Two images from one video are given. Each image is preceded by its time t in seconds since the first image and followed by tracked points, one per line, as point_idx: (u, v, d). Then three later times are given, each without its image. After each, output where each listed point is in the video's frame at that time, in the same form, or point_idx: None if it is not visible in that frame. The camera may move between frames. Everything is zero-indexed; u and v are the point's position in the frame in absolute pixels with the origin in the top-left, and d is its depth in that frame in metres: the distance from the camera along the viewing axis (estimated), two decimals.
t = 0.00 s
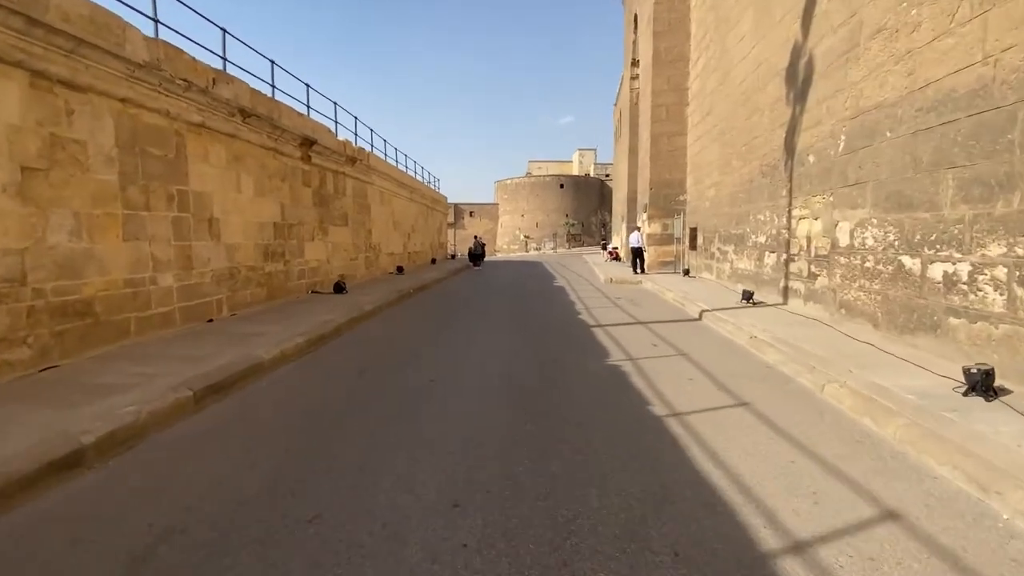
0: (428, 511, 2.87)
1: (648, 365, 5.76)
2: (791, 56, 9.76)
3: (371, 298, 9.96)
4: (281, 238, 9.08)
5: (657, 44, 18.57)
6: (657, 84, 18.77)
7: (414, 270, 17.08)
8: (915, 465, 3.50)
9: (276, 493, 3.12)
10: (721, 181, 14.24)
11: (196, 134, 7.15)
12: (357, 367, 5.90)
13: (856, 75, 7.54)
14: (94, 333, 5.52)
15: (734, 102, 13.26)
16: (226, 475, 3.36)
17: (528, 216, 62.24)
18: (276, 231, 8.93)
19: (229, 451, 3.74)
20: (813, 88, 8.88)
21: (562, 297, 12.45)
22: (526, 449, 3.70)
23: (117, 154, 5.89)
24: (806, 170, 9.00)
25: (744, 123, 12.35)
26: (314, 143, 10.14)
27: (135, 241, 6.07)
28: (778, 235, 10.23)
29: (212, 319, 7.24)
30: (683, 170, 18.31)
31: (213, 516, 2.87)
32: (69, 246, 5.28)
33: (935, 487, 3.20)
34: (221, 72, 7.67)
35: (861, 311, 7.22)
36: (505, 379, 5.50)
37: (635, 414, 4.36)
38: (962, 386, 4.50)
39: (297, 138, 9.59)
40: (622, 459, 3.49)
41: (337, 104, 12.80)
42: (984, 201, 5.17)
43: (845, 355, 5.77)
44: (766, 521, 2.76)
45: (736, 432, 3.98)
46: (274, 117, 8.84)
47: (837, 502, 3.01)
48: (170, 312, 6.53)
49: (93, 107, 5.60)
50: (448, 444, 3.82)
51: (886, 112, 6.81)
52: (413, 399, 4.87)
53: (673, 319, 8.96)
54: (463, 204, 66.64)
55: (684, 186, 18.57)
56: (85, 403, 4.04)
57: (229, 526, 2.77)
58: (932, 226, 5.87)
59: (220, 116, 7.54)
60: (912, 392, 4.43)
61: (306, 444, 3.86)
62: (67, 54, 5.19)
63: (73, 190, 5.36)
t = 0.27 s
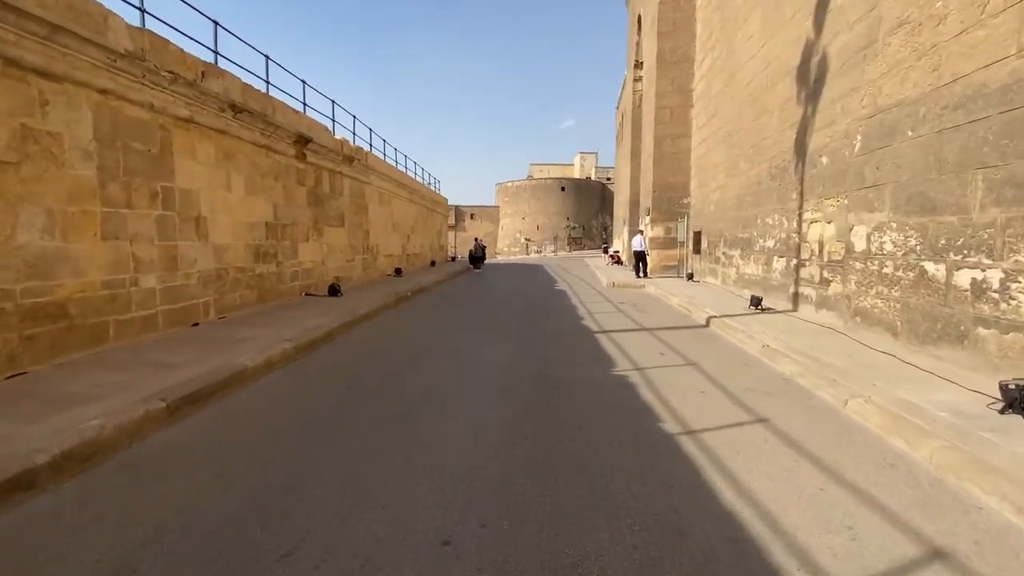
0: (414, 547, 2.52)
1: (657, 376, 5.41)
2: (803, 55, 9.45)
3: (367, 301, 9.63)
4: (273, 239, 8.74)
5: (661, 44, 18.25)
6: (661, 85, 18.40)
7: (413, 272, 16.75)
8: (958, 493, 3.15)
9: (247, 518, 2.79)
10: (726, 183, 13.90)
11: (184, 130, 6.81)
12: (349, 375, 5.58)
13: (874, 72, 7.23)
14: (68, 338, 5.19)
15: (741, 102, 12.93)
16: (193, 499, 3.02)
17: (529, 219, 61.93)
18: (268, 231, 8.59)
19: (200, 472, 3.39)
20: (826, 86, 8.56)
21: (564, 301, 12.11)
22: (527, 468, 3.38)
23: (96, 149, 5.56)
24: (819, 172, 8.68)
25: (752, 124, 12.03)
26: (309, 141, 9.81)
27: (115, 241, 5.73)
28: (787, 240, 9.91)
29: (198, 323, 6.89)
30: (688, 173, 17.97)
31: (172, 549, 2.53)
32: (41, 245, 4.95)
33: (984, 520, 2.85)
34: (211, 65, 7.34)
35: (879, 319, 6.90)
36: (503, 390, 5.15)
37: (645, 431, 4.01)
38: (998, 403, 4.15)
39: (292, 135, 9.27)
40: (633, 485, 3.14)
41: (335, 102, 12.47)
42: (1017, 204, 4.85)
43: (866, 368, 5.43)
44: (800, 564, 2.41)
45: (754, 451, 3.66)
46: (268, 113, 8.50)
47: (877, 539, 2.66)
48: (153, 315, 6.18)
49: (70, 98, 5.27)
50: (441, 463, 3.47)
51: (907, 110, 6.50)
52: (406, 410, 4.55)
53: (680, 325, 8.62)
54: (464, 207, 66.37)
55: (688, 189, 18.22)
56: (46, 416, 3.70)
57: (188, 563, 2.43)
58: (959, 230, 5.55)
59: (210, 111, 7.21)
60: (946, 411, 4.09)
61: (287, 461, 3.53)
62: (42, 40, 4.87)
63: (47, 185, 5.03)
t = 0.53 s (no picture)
0: None
1: (663, 390, 5.07)
2: (812, 56, 9.16)
3: (360, 308, 9.31)
4: (262, 242, 8.40)
5: (664, 47, 17.94)
6: (663, 88, 17.97)
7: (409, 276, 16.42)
8: (1006, 535, 2.82)
9: (208, 565, 2.45)
10: (730, 188, 13.59)
11: (170, 129, 6.43)
12: (336, 389, 5.24)
13: (891, 73, 6.96)
14: (40, 348, 4.83)
15: (746, 106, 12.60)
16: (152, 540, 2.67)
17: (528, 223, 61.66)
18: (257, 234, 8.27)
19: (165, 505, 3.04)
20: (838, 88, 8.28)
21: (563, 308, 11.79)
22: (525, 500, 3.05)
23: (73, 148, 5.20)
24: (830, 177, 8.37)
25: (756, 127, 11.75)
26: (302, 142, 9.47)
27: (92, 246, 5.36)
28: (794, 246, 9.62)
29: (182, 331, 6.53)
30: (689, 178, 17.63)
31: None
32: (10, 250, 4.60)
33: None
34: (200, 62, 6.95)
35: (895, 331, 6.61)
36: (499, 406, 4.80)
37: (654, 454, 3.67)
38: None
39: (284, 135, 8.93)
40: (644, 523, 2.80)
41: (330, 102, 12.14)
42: None
43: (886, 385, 5.12)
44: None
45: (774, 480, 3.34)
46: (259, 113, 8.14)
47: None
48: (133, 323, 5.83)
49: (45, 95, 4.92)
50: (430, 494, 3.12)
51: (927, 113, 6.23)
52: (395, 430, 4.22)
53: (684, 335, 8.30)
54: (463, 210, 66.08)
55: (689, 194, 17.86)
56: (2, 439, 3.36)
57: None
58: (985, 239, 5.29)
59: (198, 110, 6.83)
60: (981, 437, 3.78)
61: (261, 493, 3.18)
62: (17, 34, 4.53)
63: (18, 187, 4.68)
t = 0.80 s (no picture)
0: None
1: (672, 402, 4.77)
2: (821, 55, 8.91)
3: (353, 312, 8.99)
4: (251, 244, 8.08)
5: (664, 48, 17.65)
6: (663, 90, 17.63)
7: (406, 279, 16.10)
8: None
9: None
10: (733, 191, 13.31)
11: (153, 124, 6.12)
12: (324, 399, 4.93)
13: (906, 71, 6.70)
14: (8, 355, 4.50)
15: (749, 107, 12.33)
16: None
17: (526, 226, 61.39)
18: (246, 235, 7.96)
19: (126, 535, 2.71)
20: (848, 87, 8.02)
21: (563, 312, 11.49)
22: (528, 528, 2.75)
23: (45, 143, 4.87)
24: (840, 178, 8.09)
25: (760, 129, 11.49)
26: (295, 140, 9.17)
27: (66, 246, 5.04)
28: (802, 250, 9.35)
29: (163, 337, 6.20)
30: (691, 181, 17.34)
31: None
32: None
33: None
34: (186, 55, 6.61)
35: (912, 339, 6.34)
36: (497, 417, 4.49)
37: (665, 474, 3.37)
38: None
39: (276, 133, 8.62)
40: (659, 558, 2.49)
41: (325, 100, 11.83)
42: None
43: (908, 397, 4.84)
44: None
45: (800, 504, 3.04)
46: (249, 109, 7.83)
47: None
48: (111, 328, 5.50)
49: (15, 85, 4.59)
50: (421, 521, 2.81)
51: (945, 111, 5.98)
52: (385, 444, 3.91)
53: (689, 342, 8.01)
54: (461, 213, 65.81)
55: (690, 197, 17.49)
56: None
57: None
58: (1010, 242, 5.02)
59: (184, 105, 6.52)
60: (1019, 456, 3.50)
61: (234, 519, 2.86)
62: None
63: None
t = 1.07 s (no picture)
0: None
1: (685, 417, 4.46)
2: (829, 53, 8.63)
3: (346, 317, 8.66)
4: (239, 246, 7.75)
5: (664, 48, 17.32)
6: (663, 91, 17.30)
7: (401, 282, 15.77)
8: None
9: None
10: (735, 193, 13.02)
11: (133, 120, 5.78)
12: (314, 412, 4.62)
13: (923, 68, 6.42)
14: None
15: (752, 108, 12.04)
16: None
17: (523, 228, 61.12)
18: (234, 237, 7.63)
19: None
20: (859, 85, 7.75)
21: (563, 316, 11.19)
22: (537, 566, 2.43)
23: (14, 139, 4.52)
24: (851, 180, 7.81)
25: (764, 130, 11.21)
26: (286, 139, 8.84)
27: (36, 249, 4.68)
28: (809, 254, 9.07)
29: (143, 344, 5.86)
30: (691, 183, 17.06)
31: None
32: None
33: None
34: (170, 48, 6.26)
35: (931, 347, 6.06)
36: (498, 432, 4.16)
37: (686, 500, 3.05)
38: None
39: (266, 132, 8.29)
40: None
41: (318, 99, 11.50)
42: None
43: (934, 411, 4.56)
44: None
45: (837, 537, 2.75)
46: (237, 106, 7.49)
47: None
48: (85, 336, 5.15)
49: None
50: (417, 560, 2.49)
51: (965, 109, 5.71)
52: (376, 465, 3.58)
53: (696, 349, 7.72)
54: (458, 215, 65.50)
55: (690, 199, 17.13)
56: None
57: None
58: None
59: (167, 100, 6.18)
60: None
61: (205, 558, 2.53)
62: None
63: None
